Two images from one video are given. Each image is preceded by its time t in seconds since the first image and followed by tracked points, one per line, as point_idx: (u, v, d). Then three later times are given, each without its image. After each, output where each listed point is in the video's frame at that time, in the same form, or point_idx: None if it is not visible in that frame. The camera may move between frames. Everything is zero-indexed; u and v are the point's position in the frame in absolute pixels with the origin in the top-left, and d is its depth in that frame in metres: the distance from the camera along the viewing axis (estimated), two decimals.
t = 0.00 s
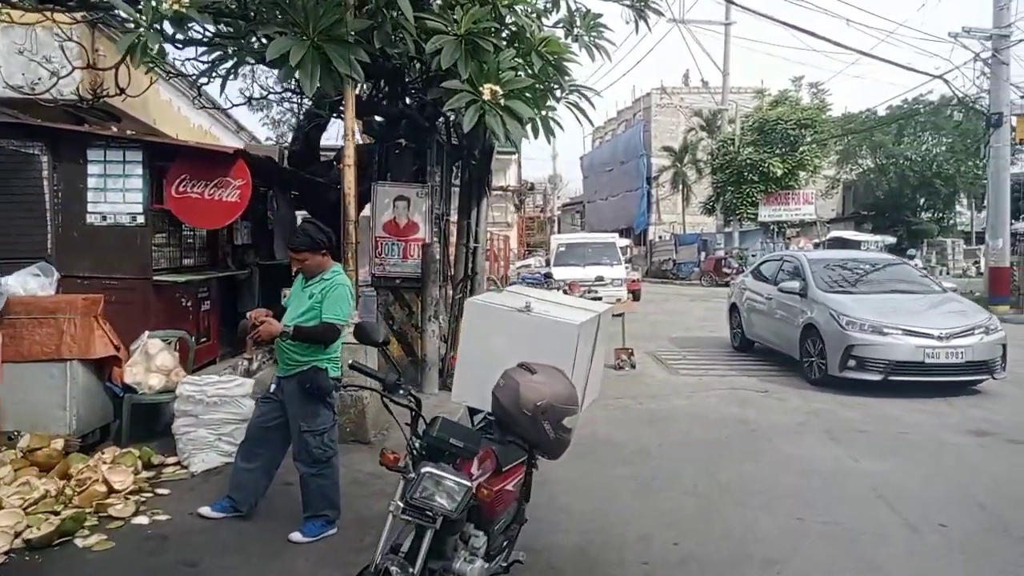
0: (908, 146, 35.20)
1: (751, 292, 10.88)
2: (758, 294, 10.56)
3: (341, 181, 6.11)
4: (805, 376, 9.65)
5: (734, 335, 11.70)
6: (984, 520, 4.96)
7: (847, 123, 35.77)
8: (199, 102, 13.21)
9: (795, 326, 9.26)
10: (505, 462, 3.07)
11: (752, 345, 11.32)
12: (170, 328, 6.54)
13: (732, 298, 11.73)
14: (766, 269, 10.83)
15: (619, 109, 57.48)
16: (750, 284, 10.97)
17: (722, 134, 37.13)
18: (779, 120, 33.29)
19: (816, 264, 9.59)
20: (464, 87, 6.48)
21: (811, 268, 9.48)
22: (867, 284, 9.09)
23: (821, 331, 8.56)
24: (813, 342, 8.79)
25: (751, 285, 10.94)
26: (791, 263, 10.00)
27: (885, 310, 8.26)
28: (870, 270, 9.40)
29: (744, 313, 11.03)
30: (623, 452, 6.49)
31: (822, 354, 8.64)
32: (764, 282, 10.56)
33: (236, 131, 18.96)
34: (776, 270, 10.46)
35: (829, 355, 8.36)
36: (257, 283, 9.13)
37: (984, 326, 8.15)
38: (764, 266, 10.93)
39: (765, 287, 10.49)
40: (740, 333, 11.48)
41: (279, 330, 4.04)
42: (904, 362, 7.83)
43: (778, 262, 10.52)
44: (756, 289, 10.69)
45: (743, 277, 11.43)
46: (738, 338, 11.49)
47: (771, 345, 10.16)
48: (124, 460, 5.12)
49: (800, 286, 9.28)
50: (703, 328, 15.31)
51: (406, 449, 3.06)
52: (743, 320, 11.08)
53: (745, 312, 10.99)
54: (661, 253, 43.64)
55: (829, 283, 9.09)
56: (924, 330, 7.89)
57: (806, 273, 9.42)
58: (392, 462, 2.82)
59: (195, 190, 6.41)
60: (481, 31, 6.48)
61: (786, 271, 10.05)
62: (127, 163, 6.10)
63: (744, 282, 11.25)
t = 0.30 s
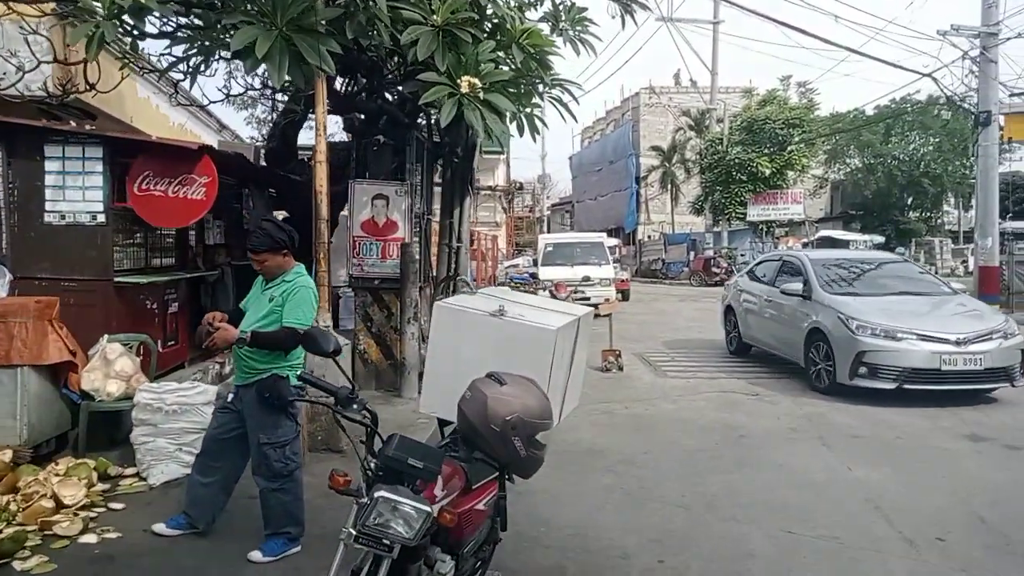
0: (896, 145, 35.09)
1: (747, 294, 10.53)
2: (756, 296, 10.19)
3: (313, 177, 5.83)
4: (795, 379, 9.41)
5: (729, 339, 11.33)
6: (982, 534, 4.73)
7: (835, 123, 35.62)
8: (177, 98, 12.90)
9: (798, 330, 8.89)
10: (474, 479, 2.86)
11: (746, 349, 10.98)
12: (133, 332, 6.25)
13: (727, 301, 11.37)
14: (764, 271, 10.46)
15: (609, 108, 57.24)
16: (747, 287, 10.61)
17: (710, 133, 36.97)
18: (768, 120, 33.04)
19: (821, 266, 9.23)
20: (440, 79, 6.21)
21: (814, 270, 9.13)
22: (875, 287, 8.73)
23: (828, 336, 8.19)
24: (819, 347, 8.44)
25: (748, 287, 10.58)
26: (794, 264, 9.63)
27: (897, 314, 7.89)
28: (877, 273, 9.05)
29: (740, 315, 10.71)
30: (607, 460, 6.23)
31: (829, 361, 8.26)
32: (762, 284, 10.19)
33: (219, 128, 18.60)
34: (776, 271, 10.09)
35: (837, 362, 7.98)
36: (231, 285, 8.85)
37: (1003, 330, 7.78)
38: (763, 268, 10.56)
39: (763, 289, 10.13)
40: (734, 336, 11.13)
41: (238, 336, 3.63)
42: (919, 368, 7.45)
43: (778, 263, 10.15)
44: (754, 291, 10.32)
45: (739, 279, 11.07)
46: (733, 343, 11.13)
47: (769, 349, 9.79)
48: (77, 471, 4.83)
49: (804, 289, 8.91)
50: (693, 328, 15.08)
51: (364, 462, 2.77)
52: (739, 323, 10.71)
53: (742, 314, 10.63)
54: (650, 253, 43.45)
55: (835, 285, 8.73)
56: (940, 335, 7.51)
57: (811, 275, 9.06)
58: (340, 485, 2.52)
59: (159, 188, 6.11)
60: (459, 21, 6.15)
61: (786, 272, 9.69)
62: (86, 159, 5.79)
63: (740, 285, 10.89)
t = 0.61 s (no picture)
0: (887, 144, 35.04)
1: (750, 297, 10.07)
2: (760, 298, 9.73)
3: (289, 173, 5.62)
4: (789, 380, 9.24)
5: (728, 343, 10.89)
6: (983, 544, 4.56)
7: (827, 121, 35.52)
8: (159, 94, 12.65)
9: (810, 335, 8.43)
10: (449, 494, 2.69)
11: (746, 354, 10.55)
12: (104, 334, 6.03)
13: (728, 302, 10.93)
14: (768, 273, 10.00)
15: (600, 107, 57.03)
16: (750, 289, 10.14)
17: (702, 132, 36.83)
18: (760, 119, 32.87)
19: (833, 268, 8.76)
20: (423, 73, 6.02)
21: (824, 270, 8.67)
22: (892, 290, 8.26)
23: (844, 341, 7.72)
24: (833, 354, 7.97)
25: (751, 289, 10.12)
26: (802, 265, 9.16)
27: (919, 318, 7.40)
28: (894, 275, 8.58)
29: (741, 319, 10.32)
30: (595, 466, 6.04)
31: (844, 368, 7.80)
32: (767, 286, 9.73)
33: (205, 125, 18.31)
34: (782, 272, 9.62)
35: (854, 370, 7.51)
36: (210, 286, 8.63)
37: None
38: (767, 269, 10.09)
39: (768, 291, 9.66)
40: (734, 340, 10.70)
41: (201, 341, 3.47)
42: (943, 377, 6.98)
43: (785, 263, 9.68)
44: (758, 293, 9.85)
45: (742, 280, 10.61)
46: (733, 347, 10.69)
47: (775, 355, 9.34)
48: (40, 482, 4.61)
49: (816, 291, 8.44)
50: (684, 329, 14.89)
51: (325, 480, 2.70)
52: (741, 325, 10.28)
53: (745, 316, 10.17)
54: (642, 252, 43.28)
55: (848, 287, 8.26)
56: (966, 341, 7.02)
57: (823, 276, 8.59)
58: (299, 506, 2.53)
59: (130, 184, 5.93)
60: (442, 13, 5.91)
61: (794, 273, 9.24)
62: (53, 153, 5.65)
63: (743, 286, 10.42)
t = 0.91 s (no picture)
0: (884, 143, 35.00)
1: (759, 298, 9.65)
2: (770, 300, 9.31)
3: (278, 170, 5.54)
4: (786, 380, 9.14)
5: (734, 346, 10.50)
6: (984, 546, 4.47)
7: (823, 120, 35.47)
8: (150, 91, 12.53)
9: (826, 340, 8.05)
10: (435, 501, 2.62)
11: (754, 357, 10.18)
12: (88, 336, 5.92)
13: (733, 303, 10.53)
14: (778, 274, 9.58)
15: (596, 106, 56.92)
16: (759, 290, 9.72)
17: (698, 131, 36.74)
18: (755, 117, 32.77)
19: (850, 269, 8.37)
20: (415, 69, 5.87)
21: (840, 271, 8.28)
22: (914, 292, 7.89)
23: (866, 347, 7.33)
24: (854, 360, 7.57)
25: (759, 291, 9.70)
26: (816, 265, 8.75)
27: (946, 322, 7.02)
28: (915, 276, 8.22)
29: (749, 319, 9.90)
30: (590, 468, 5.94)
31: (865, 374, 7.42)
32: (777, 287, 9.31)
33: (198, 124, 18.21)
34: (793, 273, 9.20)
35: (878, 377, 7.12)
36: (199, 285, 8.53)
37: None
38: (777, 269, 9.68)
39: (779, 292, 9.25)
40: (740, 343, 10.31)
41: (181, 344, 3.35)
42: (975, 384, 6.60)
43: (795, 263, 9.26)
44: (768, 294, 9.44)
45: (750, 281, 10.19)
46: (740, 350, 10.31)
47: (788, 359, 8.94)
48: (19, 488, 4.50)
49: (832, 293, 8.05)
50: (680, 328, 14.80)
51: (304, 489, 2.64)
52: (749, 327, 9.88)
53: (753, 319, 9.77)
54: (638, 251, 43.19)
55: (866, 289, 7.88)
56: (999, 346, 6.65)
57: (840, 277, 8.20)
58: (274, 517, 2.67)
59: (114, 182, 5.81)
60: (431, 7, 5.86)
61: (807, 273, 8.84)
62: (36, 150, 5.57)
63: (751, 288, 10.00)
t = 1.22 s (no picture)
0: (882, 148, 35.05)
1: (776, 306, 9.22)
2: (788, 308, 8.88)
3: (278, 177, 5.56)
4: (785, 385, 9.14)
5: (746, 356, 10.09)
6: (983, 551, 4.48)
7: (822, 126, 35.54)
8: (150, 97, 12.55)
9: (851, 351, 7.66)
10: (435, 507, 2.63)
11: (769, 367, 9.76)
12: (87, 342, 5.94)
13: (744, 311, 10.10)
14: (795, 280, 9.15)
15: (595, 112, 57.01)
16: (775, 298, 9.29)
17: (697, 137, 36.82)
18: (754, 123, 32.87)
19: (874, 275, 7.97)
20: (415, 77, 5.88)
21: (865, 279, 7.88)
22: (942, 299, 7.56)
23: (896, 359, 6.98)
24: (882, 372, 7.22)
25: (776, 298, 9.26)
26: (837, 271, 8.34)
27: (981, 332, 6.72)
28: (945, 282, 7.84)
29: (764, 328, 9.49)
30: (589, 474, 5.94)
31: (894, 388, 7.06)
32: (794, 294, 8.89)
33: (198, 131, 18.27)
34: (813, 280, 8.76)
35: (910, 392, 6.79)
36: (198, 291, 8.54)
37: None
38: (794, 275, 9.25)
39: (798, 300, 8.82)
40: (754, 352, 9.89)
41: (183, 353, 3.36)
42: (1014, 398, 6.32)
43: (814, 269, 8.83)
44: (786, 302, 9.00)
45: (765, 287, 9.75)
46: (753, 360, 9.88)
47: (808, 371, 8.52)
48: (19, 494, 4.51)
49: (856, 301, 7.67)
50: (679, 334, 14.82)
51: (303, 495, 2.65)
52: (765, 337, 9.44)
53: (769, 326, 9.35)
54: (637, 257, 43.23)
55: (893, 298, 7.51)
56: None
57: (865, 285, 7.81)
58: (274, 525, 2.68)
59: (114, 188, 5.82)
60: (431, 13, 5.85)
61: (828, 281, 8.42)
62: (36, 157, 5.62)
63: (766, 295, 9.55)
